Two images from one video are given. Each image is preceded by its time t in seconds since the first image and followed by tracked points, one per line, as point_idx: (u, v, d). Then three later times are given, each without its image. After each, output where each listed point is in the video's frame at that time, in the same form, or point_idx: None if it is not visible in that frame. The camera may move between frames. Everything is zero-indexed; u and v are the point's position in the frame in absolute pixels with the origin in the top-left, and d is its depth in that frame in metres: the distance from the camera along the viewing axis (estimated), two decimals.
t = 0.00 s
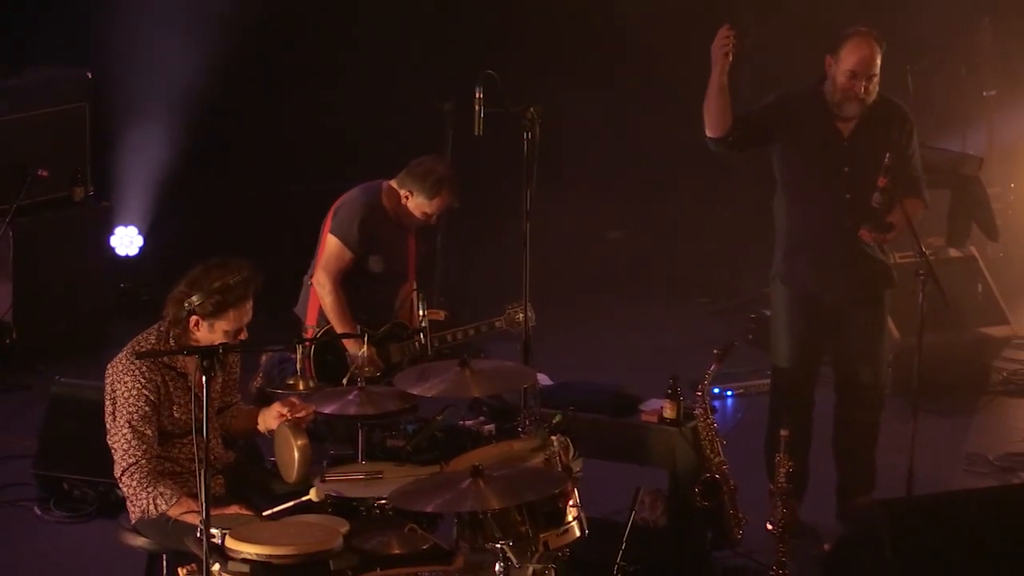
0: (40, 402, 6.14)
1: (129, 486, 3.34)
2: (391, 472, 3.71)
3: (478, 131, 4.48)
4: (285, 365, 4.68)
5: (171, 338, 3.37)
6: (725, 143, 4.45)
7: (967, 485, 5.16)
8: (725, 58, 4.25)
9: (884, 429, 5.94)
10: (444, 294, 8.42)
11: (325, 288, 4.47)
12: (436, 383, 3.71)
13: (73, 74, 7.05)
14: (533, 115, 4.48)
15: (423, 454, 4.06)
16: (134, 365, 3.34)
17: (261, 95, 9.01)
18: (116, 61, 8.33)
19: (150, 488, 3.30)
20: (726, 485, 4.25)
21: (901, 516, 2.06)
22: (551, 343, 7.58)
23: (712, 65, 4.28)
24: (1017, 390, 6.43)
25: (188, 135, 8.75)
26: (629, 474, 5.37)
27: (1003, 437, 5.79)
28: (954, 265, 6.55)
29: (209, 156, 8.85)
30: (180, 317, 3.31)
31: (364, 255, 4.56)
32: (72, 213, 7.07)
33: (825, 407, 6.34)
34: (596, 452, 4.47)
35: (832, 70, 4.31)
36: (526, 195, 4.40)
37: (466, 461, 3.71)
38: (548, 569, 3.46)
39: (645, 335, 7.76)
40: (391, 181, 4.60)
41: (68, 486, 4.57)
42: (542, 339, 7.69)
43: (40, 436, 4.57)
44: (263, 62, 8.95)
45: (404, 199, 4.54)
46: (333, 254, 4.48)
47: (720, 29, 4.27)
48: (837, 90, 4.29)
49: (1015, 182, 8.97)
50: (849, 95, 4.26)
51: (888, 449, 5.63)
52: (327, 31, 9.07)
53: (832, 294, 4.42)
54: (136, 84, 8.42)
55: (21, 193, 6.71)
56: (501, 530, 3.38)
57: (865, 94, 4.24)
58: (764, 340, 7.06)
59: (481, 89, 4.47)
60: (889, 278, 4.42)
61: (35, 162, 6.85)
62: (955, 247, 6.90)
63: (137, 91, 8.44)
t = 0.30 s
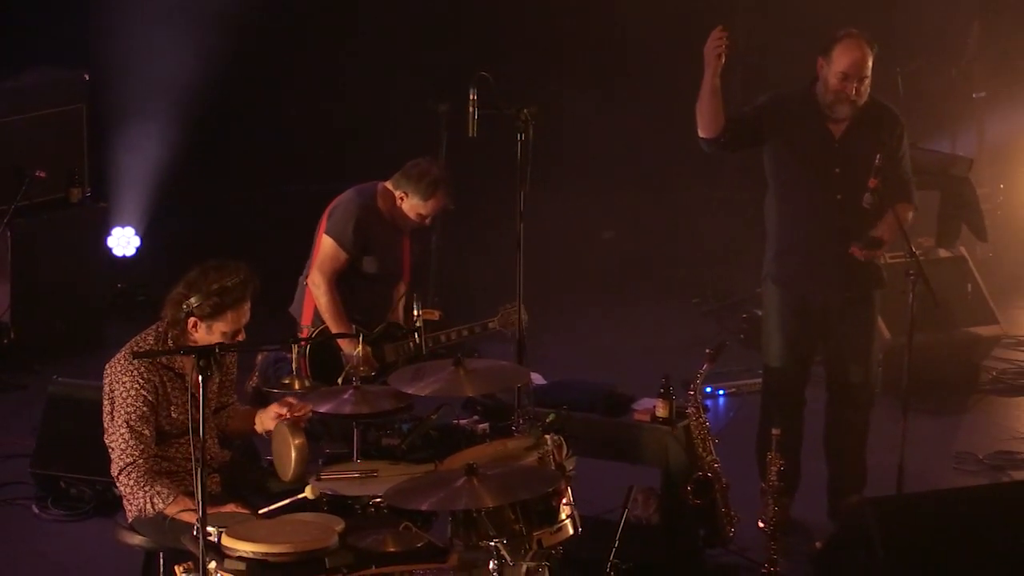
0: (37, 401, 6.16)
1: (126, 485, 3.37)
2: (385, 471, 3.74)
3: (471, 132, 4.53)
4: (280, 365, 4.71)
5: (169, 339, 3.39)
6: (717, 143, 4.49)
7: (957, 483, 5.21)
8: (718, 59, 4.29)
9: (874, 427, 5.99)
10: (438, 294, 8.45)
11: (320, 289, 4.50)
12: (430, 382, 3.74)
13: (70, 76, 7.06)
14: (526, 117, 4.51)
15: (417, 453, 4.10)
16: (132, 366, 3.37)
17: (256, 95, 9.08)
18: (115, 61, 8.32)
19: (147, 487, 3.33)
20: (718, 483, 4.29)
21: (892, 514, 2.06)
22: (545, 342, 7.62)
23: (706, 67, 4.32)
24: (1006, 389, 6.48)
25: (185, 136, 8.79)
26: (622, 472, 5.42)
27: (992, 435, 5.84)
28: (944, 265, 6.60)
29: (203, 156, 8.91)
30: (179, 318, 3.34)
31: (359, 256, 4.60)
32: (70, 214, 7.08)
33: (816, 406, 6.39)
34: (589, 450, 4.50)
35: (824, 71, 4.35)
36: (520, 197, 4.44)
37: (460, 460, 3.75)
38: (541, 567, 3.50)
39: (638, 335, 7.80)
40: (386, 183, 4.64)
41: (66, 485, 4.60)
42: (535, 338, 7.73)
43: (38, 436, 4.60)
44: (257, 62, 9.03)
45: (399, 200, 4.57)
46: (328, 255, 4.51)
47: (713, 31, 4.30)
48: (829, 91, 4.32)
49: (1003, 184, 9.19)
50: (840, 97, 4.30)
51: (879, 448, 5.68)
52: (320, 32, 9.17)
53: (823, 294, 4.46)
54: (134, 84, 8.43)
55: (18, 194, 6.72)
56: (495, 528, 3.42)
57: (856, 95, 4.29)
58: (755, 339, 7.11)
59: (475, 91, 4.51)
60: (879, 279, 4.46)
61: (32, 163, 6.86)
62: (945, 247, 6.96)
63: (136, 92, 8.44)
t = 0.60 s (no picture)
0: (32, 401, 6.19)
1: (121, 484, 3.40)
2: (378, 470, 3.78)
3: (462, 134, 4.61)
4: (273, 366, 4.75)
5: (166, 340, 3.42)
6: (707, 144, 4.54)
7: (944, 482, 5.26)
8: (708, 62, 4.34)
9: (862, 426, 6.05)
10: (429, 295, 8.52)
11: (313, 290, 4.55)
12: (422, 383, 3.78)
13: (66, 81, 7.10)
14: (518, 120, 4.58)
15: (409, 452, 4.14)
16: (130, 367, 3.41)
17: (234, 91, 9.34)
18: (108, 62, 8.44)
19: (142, 486, 3.36)
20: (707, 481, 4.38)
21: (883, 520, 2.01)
22: (535, 342, 7.68)
23: (696, 69, 4.37)
24: (992, 389, 6.55)
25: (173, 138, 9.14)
26: (611, 470, 5.47)
27: (978, 434, 5.91)
28: (930, 266, 6.67)
29: (189, 157, 9.32)
30: (177, 321, 3.36)
31: (352, 257, 4.64)
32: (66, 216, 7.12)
33: (805, 405, 6.45)
34: (580, 449, 4.53)
35: (813, 74, 4.40)
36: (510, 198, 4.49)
37: (451, 459, 3.79)
38: (532, 565, 3.54)
39: (628, 335, 7.85)
40: (379, 185, 4.68)
41: (61, 484, 4.63)
42: (526, 338, 7.78)
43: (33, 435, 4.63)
44: (240, 55, 9.25)
45: (391, 203, 4.62)
46: (321, 257, 4.56)
47: (703, 33, 4.35)
48: (818, 94, 4.38)
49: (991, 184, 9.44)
50: (829, 99, 4.35)
51: (867, 447, 5.74)
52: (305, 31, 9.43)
53: (811, 294, 4.52)
54: (126, 84, 8.55)
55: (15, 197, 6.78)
56: (485, 527, 3.46)
57: (845, 98, 4.34)
58: (743, 339, 7.18)
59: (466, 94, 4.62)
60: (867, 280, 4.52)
61: (27, 165, 6.92)
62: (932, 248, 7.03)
63: (128, 92, 8.56)
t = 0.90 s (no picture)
0: (28, 400, 6.21)
1: (117, 484, 3.43)
2: (371, 469, 3.81)
3: (455, 136, 4.72)
4: (267, 365, 4.78)
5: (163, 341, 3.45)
6: (697, 146, 4.57)
7: (932, 481, 5.31)
8: (698, 65, 4.38)
9: (850, 425, 6.10)
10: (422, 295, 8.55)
11: (307, 291, 4.58)
12: (415, 382, 3.81)
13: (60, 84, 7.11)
14: (510, 122, 4.63)
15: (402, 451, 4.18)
16: (126, 368, 3.43)
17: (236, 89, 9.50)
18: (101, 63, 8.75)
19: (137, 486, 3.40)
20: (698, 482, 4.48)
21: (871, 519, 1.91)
22: (527, 342, 7.72)
23: (686, 72, 4.41)
24: (979, 388, 6.61)
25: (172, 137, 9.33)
26: (602, 468, 5.52)
27: (966, 433, 5.96)
28: (918, 267, 6.73)
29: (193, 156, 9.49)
30: (173, 322, 3.39)
31: (346, 258, 4.68)
32: (61, 220, 7.13)
33: (795, 404, 6.50)
34: (572, 448, 4.57)
35: (802, 76, 4.44)
36: (503, 200, 4.54)
37: (444, 458, 3.84)
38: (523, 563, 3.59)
39: (620, 335, 7.90)
40: (372, 186, 4.72)
41: (57, 483, 4.66)
42: (517, 338, 7.83)
43: (29, 435, 4.66)
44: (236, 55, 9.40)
45: (385, 204, 4.66)
46: (315, 257, 4.60)
47: (693, 37, 4.39)
48: (808, 97, 4.42)
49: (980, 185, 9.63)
50: (819, 102, 4.39)
51: (856, 446, 5.79)
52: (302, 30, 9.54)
53: (801, 296, 4.56)
54: (121, 85, 8.86)
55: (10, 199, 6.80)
56: (478, 526, 3.50)
57: (835, 100, 4.37)
58: (733, 339, 7.23)
59: (459, 98, 4.71)
60: (856, 282, 4.56)
61: (22, 168, 6.93)
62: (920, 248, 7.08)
63: (121, 92, 8.87)
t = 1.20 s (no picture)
0: (23, 401, 6.24)
1: (110, 484, 3.46)
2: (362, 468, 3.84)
3: (446, 138, 4.77)
4: (260, 366, 4.83)
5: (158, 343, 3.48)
6: (686, 148, 4.62)
7: (918, 480, 5.37)
8: (686, 68, 4.43)
9: (837, 424, 6.16)
10: (413, 295, 8.60)
11: (299, 291, 4.62)
12: (406, 383, 3.85)
13: (55, 86, 7.13)
14: (500, 125, 4.67)
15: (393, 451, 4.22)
16: (121, 369, 3.47)
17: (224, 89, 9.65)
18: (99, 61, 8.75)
19: (131, 486, 3.43)
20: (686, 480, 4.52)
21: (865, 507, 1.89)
22: (517, 342, 7.77)
23: (675, 74, 4.46)
24: (965, 387, 6.68)
25: (164, 136, 9.41)
26: (592, 468, 5.57)
27: (951, 432, 6.03)
28: (904, 267, 6.79)
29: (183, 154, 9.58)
30: (169, 325, 3.42)
31: (337, 259, 4.72)
32: (56, 222, 7.15)
33: (783, 403, 6.56)
34: (562, 448, 4.61)
35: (790, 79, 4.50)
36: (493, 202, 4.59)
37: (435, 457, 3.87)
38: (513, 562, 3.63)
39: (609, 335, 7.96)
40: (363, 188, 4.76)
41: (51, 483, 4.69)
42: (508, 338, 7.88)
43: (24, 435, 4.69)
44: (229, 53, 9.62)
45: (376, 205, 4.69)
46: (307, 258, 4.64)
47: (682, 40, 4.44)
48: (795, 99, 4.48)
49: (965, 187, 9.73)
50: (806, 104, 4.45)
51: (842, 445, 5.84)
52: (292, 31, 9.85)
53: (788, 296, 4.61)
54: (117, 84, 8.88)
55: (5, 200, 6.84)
56: (468, 525, 3.53)
57: (821, 103, 4.43)
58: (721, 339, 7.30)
59: (450, 100, 4.76)
60: (843, 283, 4.62)
61: (17, 169, 6.96)
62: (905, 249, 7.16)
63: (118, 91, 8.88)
